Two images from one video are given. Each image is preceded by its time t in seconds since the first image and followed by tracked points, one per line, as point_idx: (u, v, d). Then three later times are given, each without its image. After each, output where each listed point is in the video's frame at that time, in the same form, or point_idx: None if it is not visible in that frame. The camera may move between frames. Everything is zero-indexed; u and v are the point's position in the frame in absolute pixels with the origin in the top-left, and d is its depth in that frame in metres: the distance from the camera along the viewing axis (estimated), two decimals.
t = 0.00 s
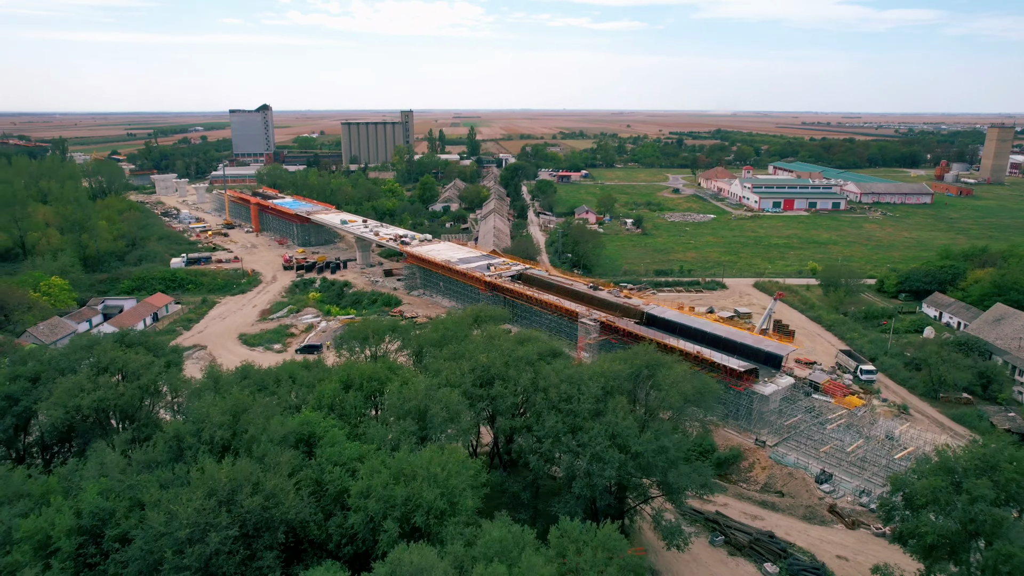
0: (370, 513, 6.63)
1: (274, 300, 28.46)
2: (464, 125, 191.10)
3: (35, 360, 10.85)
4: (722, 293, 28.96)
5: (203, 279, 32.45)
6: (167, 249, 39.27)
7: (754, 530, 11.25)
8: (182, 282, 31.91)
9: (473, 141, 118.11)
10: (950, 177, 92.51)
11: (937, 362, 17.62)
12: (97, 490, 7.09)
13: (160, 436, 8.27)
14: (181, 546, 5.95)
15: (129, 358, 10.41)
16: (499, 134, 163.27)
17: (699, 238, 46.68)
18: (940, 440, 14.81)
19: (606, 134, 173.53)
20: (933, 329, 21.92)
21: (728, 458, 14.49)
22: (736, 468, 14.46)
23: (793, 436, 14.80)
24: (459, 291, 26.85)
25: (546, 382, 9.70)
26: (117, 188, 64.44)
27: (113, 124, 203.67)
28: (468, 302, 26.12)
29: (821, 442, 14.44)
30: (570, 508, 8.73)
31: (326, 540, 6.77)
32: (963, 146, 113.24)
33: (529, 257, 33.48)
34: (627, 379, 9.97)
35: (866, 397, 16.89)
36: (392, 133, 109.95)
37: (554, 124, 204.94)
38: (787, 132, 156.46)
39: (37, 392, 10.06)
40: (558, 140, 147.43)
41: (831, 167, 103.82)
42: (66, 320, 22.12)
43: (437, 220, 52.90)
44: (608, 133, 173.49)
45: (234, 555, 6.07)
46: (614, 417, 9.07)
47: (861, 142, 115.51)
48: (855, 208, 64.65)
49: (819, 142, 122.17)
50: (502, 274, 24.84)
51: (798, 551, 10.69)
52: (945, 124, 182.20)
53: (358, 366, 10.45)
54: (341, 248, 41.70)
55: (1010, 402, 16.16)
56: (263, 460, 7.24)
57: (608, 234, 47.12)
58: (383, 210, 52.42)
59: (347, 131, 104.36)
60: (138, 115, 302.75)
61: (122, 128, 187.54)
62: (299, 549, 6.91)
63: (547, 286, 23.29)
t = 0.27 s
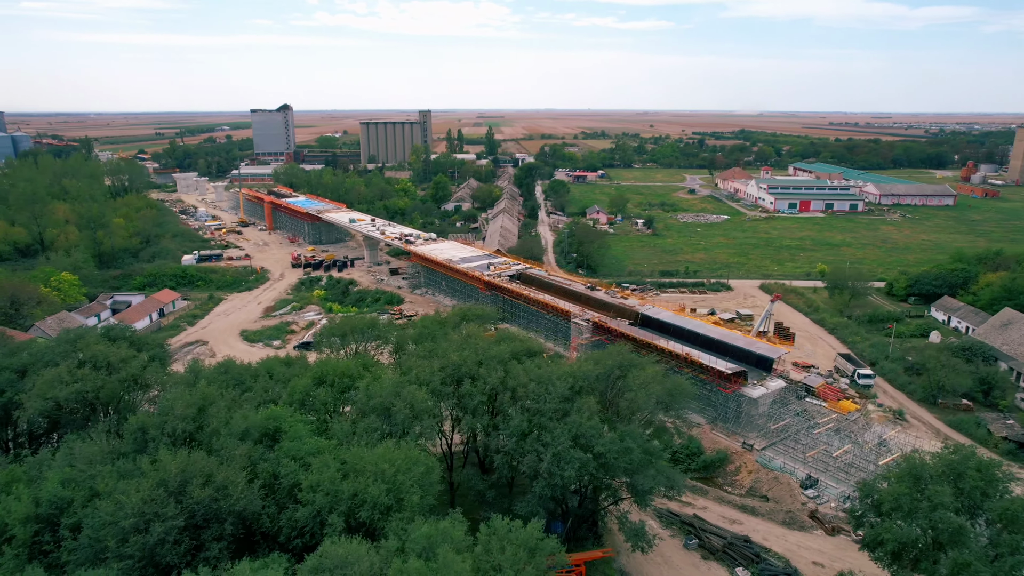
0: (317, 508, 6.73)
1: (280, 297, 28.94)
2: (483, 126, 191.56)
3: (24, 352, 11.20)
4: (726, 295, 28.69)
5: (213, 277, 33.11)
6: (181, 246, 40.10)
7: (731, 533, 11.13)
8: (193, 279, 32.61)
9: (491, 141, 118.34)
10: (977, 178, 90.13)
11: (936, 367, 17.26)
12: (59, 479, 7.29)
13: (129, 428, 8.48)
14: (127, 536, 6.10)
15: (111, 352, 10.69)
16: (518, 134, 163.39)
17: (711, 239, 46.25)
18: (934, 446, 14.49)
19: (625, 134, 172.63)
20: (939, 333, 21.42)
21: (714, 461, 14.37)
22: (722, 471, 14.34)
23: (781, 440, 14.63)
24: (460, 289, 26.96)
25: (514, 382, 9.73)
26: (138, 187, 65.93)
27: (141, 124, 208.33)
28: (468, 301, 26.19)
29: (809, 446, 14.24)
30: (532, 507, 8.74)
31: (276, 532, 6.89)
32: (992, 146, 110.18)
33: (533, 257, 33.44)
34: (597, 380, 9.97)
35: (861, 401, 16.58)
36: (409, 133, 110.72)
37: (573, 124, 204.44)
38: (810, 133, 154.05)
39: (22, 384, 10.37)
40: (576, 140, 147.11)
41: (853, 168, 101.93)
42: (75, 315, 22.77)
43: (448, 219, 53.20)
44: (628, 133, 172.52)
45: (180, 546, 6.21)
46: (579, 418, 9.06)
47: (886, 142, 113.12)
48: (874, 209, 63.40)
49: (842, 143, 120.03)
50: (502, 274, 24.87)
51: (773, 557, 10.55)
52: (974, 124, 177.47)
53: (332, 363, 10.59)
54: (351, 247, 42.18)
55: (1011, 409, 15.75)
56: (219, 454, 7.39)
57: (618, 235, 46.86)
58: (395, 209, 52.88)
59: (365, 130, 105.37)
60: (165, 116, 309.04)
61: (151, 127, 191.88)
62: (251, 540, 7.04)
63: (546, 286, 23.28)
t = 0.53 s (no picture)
0: (270, 501, 6.84)
1: (284, 295, 29.36)
2: (500, 126, 191.58)
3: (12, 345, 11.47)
4: (730, 296, 28.40)
5: (222, 274, 33.70)
6: (193, 244, 40.89)
7: (708, 537, 11.03)
8: (201, 276, 33.22)
9: (507, 140, 118.37)
10: (1002, 179, 87.72)
11: (934, 372, 16.89)
12: (26, 468, 7.49)
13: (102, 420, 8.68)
14: (79, 524, 6.26)
15: (91, 344, 10.84)
16: (535, 134, 163.18)
17: (721, 239, 45.78)
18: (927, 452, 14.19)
19: (643, 134, 171.39)
20: (944, 337, 20.94)
21: (700, 464, 14.24)
22: (709, 474, 14.22)
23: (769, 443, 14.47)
24: (461, 288, 27.02)
25: (485, 381, 9.75)
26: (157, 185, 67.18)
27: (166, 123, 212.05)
28: (468, 299, 26.21)
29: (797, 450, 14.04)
30: (496, 505, 8.76)
31: (233, 525, 7.01)
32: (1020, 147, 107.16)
33: (537, 256, 33.36)
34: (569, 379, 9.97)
35: (856, 406, 16.28)
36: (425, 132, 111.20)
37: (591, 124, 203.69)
38: (831, 133, 151.50)
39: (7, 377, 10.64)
40: (593, 140, 146.57)
41: (874, 169, 99.99)
42: (82, 309, 23.33)
43: (458, 219, 53.38)
44: (646, 133, 171.24)
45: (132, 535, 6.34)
46: (545, 417, 9.04)
47: (909, 143, 110.73)
48: (893, 211, 62.13)
49: (863, 143, 117.75)
50: (501, 273, 24.89)
51: (748, 561, 10.42)
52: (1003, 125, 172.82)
53: (309, 360, 10.73)
54: (360, 245, 42.56)
55: (1010, 415, 15.35)
56: (181, 447, 7.55)
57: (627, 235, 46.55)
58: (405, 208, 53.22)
59: (381, 130, 106.14)
60: (208, 115, 316.91)
61: (175, 127, 195.56)
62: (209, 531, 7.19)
63: (545, 287, 23.24)
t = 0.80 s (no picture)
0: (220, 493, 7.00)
1: (290, 292, 29.84)
2: (519, 125, 191.59)
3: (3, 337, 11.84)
4: (734, 297, 28.12)
5: (232, 271, 34.36)
6: (206, 242, 41.73)
7: (682, 539, 10.97)
8: (212, 273, 33.90)
9: (524, 140, 118.30)
10: None
11: (932, 377, 16.52)
12: None
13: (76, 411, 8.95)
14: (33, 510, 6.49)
15: (74, 338, 11.13)
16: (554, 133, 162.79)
17: (733, 240, 45.28)
18: (918, 459, 13.92)
19: (664, 133, 169.93)
20: (948, 342, 20.47)
21: (685, 466, 14.15)
22: (694, 477, 14.13)
23: (756, 446, 14.34)
24: (462, 287, 27.12)
25: (453, 379, 9.80)
26: (178, 184, 68.63)
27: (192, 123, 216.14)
28: (469, 298, 26.27)
29: (783, 454, 13.87)
30: (458, 502, 8.82)
31: (187, 515, 7.22)
32: None
33: (541, 256, 33.34)
34: (539, 378, 9.99)
35: (849, 410, 16.01)
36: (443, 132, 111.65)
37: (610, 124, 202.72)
38: (856, 134, 148.55)
39: None
40: (612, 140, 145.82)
41: (898, 170, 97.85)
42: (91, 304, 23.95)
43: (469, 218, 53.58)
44: (667, 133, 169.81)
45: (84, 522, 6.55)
46: (509, 416, 9.07)
47: (936, 144, 108.09)
48: (914, 213, 60.74)
49: (889, 144, 115.19)
50: (501, 273, 24.90)
51: (720, 566, 10.32)
52: None
53: (286, 356, 10.91)
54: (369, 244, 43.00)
55: (1009, 422, 14.97)
56: (142, 439, 7.76)
57: (637, 236, 46.25)
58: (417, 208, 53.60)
59: (399, 129, 106.89)
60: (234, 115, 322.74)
61: (201, 126, 199.29)
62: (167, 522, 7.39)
63: (544, 287, 23.21)
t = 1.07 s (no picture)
0: (174, 483, 7.20)
1: (296, 290, 30.31)
2: (539, 125, 191.42)
3: None
4: (739, 299, 27.76)
5: (242, 268, 35.00)
6: (220, 240, 42.54)
7: (656, 542, 10.90)
8: (222, 270, 34.58)
9: (542, 140, 118.16)
10: None
11: (930, 382, 16.10)
12: None
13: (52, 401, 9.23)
14: None
15: (60, 330, 11.45)
16: (573, 134, 162.43)
17: (746, 240, 44.72)
18: (909, 466, 13.63)
19: (685, 133, 168.28)
20: (953, 347, 19.97)
21: (669, 468, 14.08)
22: (678, 479, 14.02)
23: (742, 449, 14.18)
24: (463, 286, 27.18)
25: (423, 376, 9.88)
26: (198, 182, 69.95)
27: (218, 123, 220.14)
28: (469, 297, 26.36)
29: (768, 458, 13.70)
30: (420, 499, 8.90)
31: (146, 504, 7.44)
32: None
33: (545, 256, 33.29)
34: (509, 375, 10.01)
35: (842, 415, 15.73)
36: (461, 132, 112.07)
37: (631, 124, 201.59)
38: (882, 134, 145.54)
39: None
40: (632, 141, 144.97)
41: (923, 172, 95.58)
42: (100, 300, 24.57)
43: (480, 218, 53.73)
44: (688, 133, 168.07)
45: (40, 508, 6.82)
46: (474, 414, 9.12)
47: (964, 144, 105.28)
48: (936, 215, 59.25)
49: (916, 144, 112.49)
50: (500, 272, 24.91)
51: (692, 569, 10.22)
52: None
53: (265, 352, 11.11)
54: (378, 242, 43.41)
55: (1007, 429, 14.57)
56: (107, 430, 8.00)
57: (647, 237, 45.89)
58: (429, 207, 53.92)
59: (418, 129, 107.62)
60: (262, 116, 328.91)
61: (228, 125, 203.04)
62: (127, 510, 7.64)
63: (543, 287, 23.23)
